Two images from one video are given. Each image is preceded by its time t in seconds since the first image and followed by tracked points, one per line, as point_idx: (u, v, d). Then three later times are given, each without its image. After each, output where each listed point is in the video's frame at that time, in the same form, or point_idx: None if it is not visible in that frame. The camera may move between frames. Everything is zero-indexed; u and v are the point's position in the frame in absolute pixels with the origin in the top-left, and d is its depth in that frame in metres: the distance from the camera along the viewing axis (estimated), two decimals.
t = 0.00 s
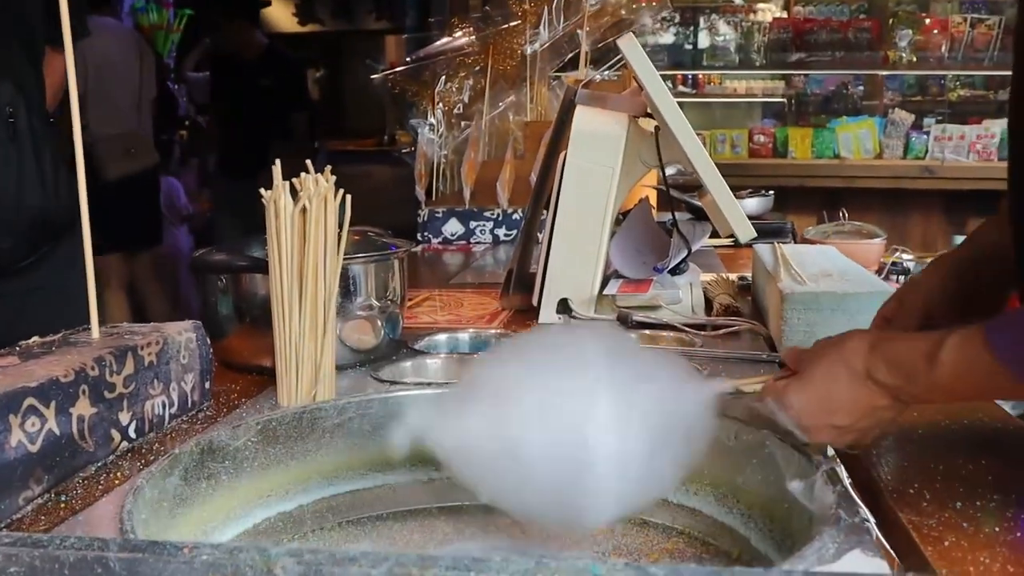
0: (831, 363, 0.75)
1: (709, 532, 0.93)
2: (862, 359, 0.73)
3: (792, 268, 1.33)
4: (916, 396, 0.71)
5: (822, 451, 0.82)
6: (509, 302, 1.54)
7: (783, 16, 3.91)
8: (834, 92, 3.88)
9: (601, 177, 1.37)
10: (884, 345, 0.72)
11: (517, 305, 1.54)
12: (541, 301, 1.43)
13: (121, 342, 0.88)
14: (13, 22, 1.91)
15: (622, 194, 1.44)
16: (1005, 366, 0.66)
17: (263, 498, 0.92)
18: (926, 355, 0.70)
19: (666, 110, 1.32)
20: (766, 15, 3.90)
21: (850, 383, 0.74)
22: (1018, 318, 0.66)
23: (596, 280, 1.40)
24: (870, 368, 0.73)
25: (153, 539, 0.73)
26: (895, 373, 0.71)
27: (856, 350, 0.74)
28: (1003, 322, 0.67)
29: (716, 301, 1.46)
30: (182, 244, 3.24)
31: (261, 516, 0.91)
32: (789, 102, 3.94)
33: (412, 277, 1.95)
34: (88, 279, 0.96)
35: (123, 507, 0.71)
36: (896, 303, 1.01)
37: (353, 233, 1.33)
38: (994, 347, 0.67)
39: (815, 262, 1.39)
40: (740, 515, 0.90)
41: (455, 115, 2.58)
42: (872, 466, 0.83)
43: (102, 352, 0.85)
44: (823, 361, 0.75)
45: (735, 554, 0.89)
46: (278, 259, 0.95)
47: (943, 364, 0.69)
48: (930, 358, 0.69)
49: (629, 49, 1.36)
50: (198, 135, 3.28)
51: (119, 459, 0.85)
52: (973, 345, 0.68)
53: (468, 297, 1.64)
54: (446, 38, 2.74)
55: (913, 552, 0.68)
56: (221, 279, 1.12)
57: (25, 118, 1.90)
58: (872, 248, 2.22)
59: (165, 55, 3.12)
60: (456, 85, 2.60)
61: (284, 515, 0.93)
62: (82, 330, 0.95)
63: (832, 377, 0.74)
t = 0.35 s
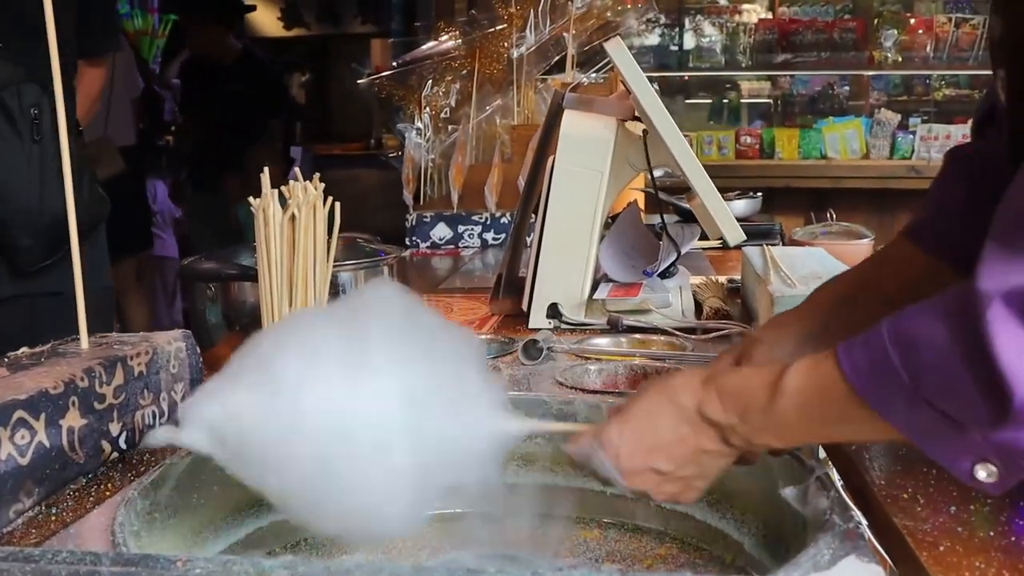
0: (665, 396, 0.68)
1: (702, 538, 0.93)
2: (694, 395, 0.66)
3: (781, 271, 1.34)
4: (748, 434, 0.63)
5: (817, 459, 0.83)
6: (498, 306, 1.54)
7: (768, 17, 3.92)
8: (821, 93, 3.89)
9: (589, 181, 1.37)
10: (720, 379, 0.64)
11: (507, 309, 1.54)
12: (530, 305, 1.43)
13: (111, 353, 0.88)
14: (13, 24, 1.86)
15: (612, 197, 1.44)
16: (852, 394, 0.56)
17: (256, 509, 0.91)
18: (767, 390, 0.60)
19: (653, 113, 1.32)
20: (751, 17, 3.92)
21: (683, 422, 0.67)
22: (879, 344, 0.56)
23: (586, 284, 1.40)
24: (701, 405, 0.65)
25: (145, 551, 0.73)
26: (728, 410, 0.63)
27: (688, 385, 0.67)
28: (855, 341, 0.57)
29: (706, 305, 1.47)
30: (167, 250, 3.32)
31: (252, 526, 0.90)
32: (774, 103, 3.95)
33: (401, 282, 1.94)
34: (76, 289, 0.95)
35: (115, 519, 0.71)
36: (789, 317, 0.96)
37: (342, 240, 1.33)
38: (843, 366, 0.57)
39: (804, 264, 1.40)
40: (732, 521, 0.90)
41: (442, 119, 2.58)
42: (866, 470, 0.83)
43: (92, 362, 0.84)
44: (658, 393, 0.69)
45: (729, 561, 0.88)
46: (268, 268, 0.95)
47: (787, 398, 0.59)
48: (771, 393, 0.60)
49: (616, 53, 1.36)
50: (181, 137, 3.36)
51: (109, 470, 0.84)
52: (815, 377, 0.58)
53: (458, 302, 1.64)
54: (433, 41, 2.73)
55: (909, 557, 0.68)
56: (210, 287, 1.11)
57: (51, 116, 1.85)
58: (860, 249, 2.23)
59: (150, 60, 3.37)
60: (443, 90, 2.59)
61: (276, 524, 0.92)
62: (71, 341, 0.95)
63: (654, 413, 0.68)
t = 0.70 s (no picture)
0: (840, 352, 0.71)
1: (698, 523, 0.94)
2: (869, 355, 0.70)
3: (776, 260, 1.34)
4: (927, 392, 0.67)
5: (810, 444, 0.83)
6: (493, 295, 1.54)
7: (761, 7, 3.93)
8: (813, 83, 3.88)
9: (584, 171, 1.37)
10: (893, 339, 0.68)
11: (502, 298, 1.54)
12: (526, 294, 1.43)
13: (107, 342, 0.88)
14: (14, 24, 1.68)
15: (606, 186, 1.44)
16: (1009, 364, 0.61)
17: (252, 496, 0.91)
18: (932, 355, 0.65)
19: (648, 102, 1.33)
20: (744, 7, 3.92)
21: (858, 375, 0.70)
22: None
23: (581, 273, 1.40)
24: (878, 364, 0.69)
25: (143, 538, 0.73)
26: (901, 368, 0.68)
27: (863, 342, 0.70)
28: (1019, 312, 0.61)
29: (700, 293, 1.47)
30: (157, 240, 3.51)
31: (248, 515, 0.90)
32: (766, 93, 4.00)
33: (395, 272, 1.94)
34: (71, 280, 0.95)
35: (112, 507, 0.71)
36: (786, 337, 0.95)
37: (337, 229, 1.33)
38: (997, 342, 0.61)
39: (799, 253, 1.40)
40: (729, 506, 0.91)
41: (436, 109, 2.61)
42: (860, 455, 0.84)
43: (88, 351, 0.84)
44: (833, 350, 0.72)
45: (724, 545, 0.89)
46: (264, 257, 0.95)
47: (949, 363, 0.64)
48: (936, 357, 0.65)
49: (611, 42, 1.36)
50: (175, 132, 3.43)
51: (106, 459, 0.85)
52: (977, 342, 0.63)
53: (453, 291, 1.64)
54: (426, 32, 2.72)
55: (903, 542, 0.69)
56: (205, 276, 1.11)
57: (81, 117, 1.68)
58: (854, 238, 2.23)
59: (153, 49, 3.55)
60: (437, 79, 2.60)
61: (271, 511, 0.93)
62: (67, 330, 0.95)
63: (837, 364, 0.71)
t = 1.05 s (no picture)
0: (657, 373, 0.70)
1: (693, 520, 0.94)
2: (685, 373, 0.68)
3: (770, 257, 1.34)
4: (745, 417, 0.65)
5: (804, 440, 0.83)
6: (488, 292, 1.54)
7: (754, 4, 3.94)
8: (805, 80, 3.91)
9: (580, 167, 1.37)
10: (711, 357, 0.66)
11: (497, 295, 1.54)
12: (520, 291, 1.43)
13: (103, 337, 0.88)
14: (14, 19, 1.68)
15: (601, 183, 1.44)
16: (841, 375, 0.57)
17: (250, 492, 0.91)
18: (757, 369, 0.62)
19: (643, 99, 1.32)
20: (738, 4, 3.92)
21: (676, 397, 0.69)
22: (868, 326, 0.57)
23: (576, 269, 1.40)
24: (690, 384, 0.67)
25: (141, 534, 0.73)
26: (715, 389, 0.65)
27: (679, 362, 0.69)
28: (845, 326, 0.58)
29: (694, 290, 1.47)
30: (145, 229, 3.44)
31: (245, 510, 0.90)
32: (759, 89, 3.97)
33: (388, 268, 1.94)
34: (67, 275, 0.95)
35: (110, 504, 0.71)
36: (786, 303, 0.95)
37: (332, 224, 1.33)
38: (830, 353, 0.58)
39: (793, 250, 1.40)
40: (723, 503, 0.91)
41: (430, 104, 2.57)
42: (857, 451, 0.84)
43: (84, 347, 0.84)
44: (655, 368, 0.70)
45: (719, 543, 0.90)
46: (260, 253, 0.95)
47: (774, 382, 0.60)
48: (758, 374, 0.61)
49: (607, 38, 1.36)
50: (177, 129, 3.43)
51: (102, 455, 0.84)
52: (806, 359, 0.59)
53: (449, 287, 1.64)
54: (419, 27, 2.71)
55: (899, 539, 0.69)
56: (200, 272, 1.11)
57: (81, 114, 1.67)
58: (846, 235, 2.24)
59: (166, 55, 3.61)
60: (431, 75, 2.58)
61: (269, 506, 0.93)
62: (62, 325, 0.94)
63: (654, 387, 0.70)
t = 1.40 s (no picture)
0: (830, 368, 0.66)
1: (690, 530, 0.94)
2: (858, 371, 0.65)
3: (768, 267, 1.35)
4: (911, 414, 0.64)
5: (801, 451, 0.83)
6: (486, 298, 1.54)
7: (751, 12, 3.94)
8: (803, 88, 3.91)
9: (579, 176, 1.38)
10: (884, 355, 0.64)
11: (495, 302, 1.54)
12: (518, 298, 1.43)
13: (102, 343, 0.88)
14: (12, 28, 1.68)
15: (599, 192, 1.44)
16: (1011, 387, 0.58)
17: (248, 499, 0.91)
18: (928, 373, 0.62)
19: (642, 108, 1.33)
20: (734, 12, 3.94)
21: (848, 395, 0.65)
22: None
23: (574, 277, 1.40)
24: (867, 382, 0.65)
25: (139, 542, 0.73)
26: (892, 389, 0.64)
27: (849, 358, 0.66)
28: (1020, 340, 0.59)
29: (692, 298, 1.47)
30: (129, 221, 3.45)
31: (243, 518, 0.90)
32: (756, 97, 3.97)
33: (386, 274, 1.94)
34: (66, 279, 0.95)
35: (109, 510, 0.71)
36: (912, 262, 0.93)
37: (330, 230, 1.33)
38: (1001, 367, 0.58)
39: (790, 260, 1.41)
40: (720, 513, 0.91)
41: (428, 111, 2.57)
42: (854, 462, 0.85)
43: (83, 353, 0.84)
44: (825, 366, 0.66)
45: (716, 552, 0.90)
46: (259, 260, 0.95)
47: (947, 384, 0.60)
48: (933, 379, 0.61)
49: (606, 47, 1.37)
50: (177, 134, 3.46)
51: (101, 461, 0.84)
52: (978, 365, 0.60)
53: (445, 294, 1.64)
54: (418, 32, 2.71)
55: (897, 551, 0.69)
56: (198, 277, 1.11)
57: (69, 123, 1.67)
58: (842, 244, 2.24)
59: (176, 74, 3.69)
60: (428, 81, 2.56)
61: (267, 514, 0.93)
62: (61, 331, 0.94)
63: (824, 386, 0.66)
